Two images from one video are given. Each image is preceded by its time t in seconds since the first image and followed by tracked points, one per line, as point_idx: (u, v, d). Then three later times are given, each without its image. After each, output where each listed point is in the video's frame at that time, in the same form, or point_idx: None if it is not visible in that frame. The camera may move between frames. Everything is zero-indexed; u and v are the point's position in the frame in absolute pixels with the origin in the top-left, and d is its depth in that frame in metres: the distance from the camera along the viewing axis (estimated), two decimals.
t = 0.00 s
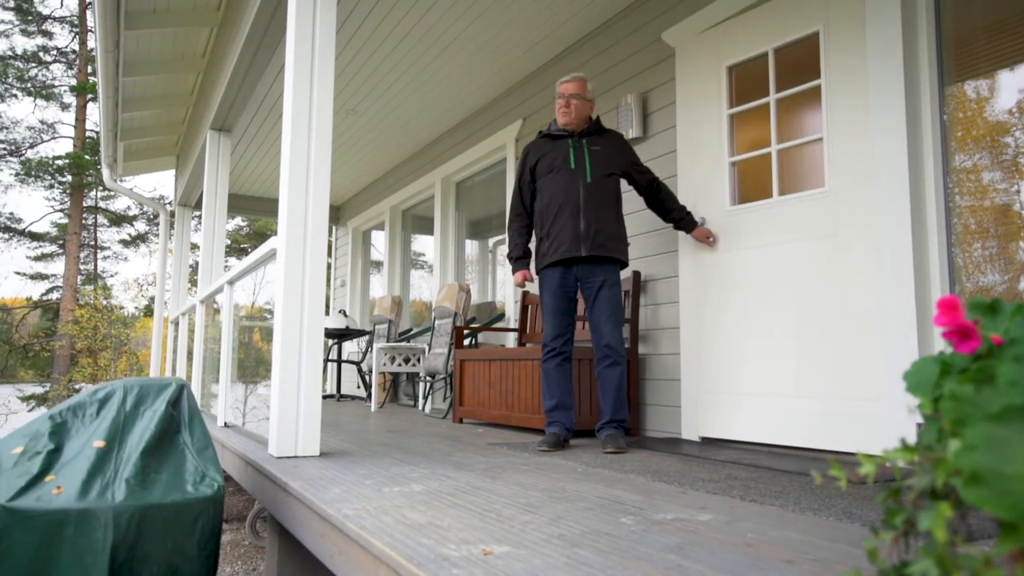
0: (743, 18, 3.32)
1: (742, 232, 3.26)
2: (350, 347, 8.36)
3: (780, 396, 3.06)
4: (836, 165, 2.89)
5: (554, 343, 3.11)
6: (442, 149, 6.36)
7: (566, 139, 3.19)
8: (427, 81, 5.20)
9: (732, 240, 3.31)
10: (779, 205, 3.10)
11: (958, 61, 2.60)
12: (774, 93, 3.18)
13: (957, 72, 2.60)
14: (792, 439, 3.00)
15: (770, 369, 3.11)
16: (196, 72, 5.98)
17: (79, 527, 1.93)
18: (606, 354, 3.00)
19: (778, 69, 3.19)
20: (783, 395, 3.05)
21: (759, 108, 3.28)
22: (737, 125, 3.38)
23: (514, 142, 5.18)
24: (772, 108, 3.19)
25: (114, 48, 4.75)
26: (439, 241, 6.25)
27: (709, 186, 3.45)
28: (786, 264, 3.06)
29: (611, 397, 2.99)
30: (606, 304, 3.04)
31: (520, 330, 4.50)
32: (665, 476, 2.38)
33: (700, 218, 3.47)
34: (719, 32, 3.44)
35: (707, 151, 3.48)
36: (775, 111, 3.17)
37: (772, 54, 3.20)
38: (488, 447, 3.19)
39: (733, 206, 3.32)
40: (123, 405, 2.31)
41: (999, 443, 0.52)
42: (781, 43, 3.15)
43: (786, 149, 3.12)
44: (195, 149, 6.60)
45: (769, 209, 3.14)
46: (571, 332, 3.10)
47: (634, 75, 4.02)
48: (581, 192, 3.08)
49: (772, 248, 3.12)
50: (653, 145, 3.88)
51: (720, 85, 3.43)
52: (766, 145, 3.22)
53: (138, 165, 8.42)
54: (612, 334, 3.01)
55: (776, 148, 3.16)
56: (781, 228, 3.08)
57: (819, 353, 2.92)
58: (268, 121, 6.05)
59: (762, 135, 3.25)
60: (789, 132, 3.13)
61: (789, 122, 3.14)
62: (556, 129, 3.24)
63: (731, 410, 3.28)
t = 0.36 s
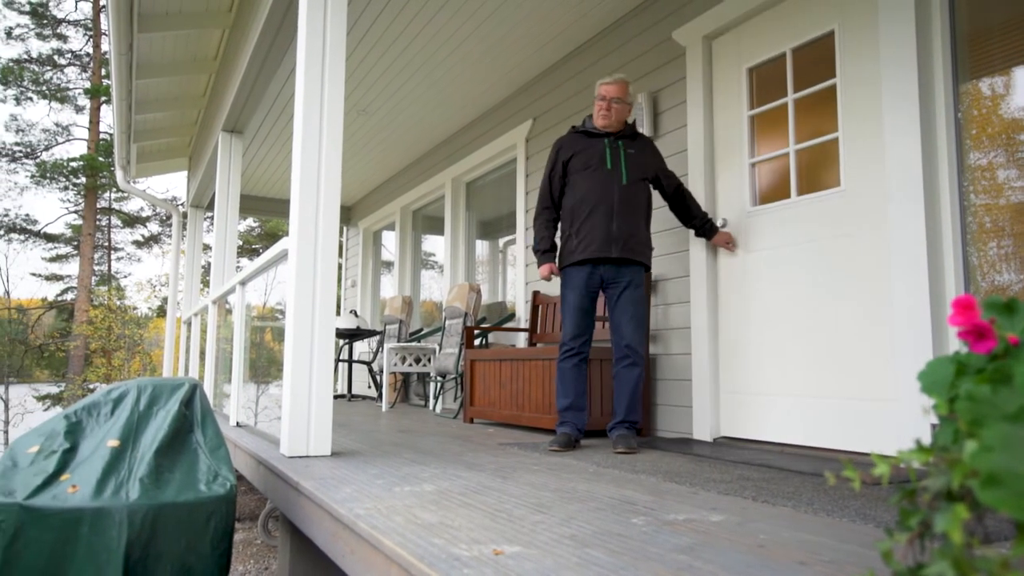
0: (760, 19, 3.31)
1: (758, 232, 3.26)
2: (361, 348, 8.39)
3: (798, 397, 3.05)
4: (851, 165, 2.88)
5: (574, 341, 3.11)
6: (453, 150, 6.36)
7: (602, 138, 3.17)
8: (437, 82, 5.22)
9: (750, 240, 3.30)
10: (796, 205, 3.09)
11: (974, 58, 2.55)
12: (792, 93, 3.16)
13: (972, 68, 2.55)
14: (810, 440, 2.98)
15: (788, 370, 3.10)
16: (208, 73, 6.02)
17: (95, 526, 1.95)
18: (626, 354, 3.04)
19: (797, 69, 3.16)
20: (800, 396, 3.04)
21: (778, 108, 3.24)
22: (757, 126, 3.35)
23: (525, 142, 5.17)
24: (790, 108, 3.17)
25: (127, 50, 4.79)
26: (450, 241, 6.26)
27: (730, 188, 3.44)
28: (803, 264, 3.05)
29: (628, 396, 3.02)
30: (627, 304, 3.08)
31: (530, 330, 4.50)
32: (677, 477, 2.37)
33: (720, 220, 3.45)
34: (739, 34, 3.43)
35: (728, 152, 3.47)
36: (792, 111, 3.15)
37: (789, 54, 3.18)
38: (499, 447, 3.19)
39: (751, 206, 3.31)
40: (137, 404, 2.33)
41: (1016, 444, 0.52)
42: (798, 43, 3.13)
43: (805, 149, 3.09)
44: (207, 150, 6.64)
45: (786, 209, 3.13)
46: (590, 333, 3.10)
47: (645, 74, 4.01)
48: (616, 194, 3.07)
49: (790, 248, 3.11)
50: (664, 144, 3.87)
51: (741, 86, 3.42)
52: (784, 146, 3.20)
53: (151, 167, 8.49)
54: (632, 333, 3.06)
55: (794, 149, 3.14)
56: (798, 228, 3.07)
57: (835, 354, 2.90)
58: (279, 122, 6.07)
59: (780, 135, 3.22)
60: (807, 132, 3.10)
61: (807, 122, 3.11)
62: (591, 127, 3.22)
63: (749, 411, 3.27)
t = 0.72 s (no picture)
0: (773, 19, 3.30)
1: (772, 231, 3.24)
2: (371, 348, 8.42)
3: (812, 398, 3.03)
4: (865, 164, 2.86)
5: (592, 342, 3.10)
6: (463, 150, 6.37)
7: (631, 140, 3.15)
8: (447, 82, 5.23)
9: (763, 240, 3.29)
10: (811, 204, 3.07)
11: (988, 55, 2.51)
12: (806, 92, 3.14)
13: (987, 64, 2.53)
14: (825, 440, 2.96)
15: (802, 370, 3.08)
16: (220, 75, 6.05)
17: (108, 524, 1.97)
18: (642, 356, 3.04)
19: (811, 68, 3.14)
20: (815, 396, 3.02)
21: (792, 107, 3.23)
22: (771, 125, 3.33)
23: (534, 142, 5.16)
24: (804, 107, 3.15)
25: (140, 53, 4.83)
26: (460, 241, 6.27)
27: (745, 188, 3.42)
28: (817, 263, 3.03)
29: (640, 396, 3.03)
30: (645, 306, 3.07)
31: (540, 330, 4.50)
32: (688, 477, 2.36)
33: (735, 220, 3.44)
34: (753, 33, 3.42)
35: (743, 151, 3.45)
36: (807, 111, 3.13)
37: (803, 53, 3.16)
38: (509, 446, 3.19)
39: (766, 206, 3.30)
40: (150, 404, 2.34)
41: None
42: (812, 42, 3.12)
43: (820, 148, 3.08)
44: (218, 151, 6.68)
45: (800, 209, 3.12)
46: (607, 334, 3.08)
47: (655, 73, 4.00)
48: (647, 198, 3.06)
49: (804, 247, 3.09)
50: (675, 144, 3.86)
51: (755, 86, 3.41)
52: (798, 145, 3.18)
53: (164, 168, 8.56)
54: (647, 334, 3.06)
55: (809, 148, 3.12)
56: (812, 227, 3.06)
57: (850, 354, 2.88)
58: (290, 123, 6.10)
59: (794, 135, 3.20)
60: (821, 131, 3.08)
61: (822, 120, 3.08)
62: (616, 128, 3.18)
63: (763, 412, 3.25)
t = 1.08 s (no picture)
0: (784, 17, 3.28)
1: (784, 231, 3.23)
2: (381, 348, 8.44)
3: (825, 398, 3.01)
4: (879, 163, 2.84)
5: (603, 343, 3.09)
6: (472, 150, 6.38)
7: (649, 139, 3.14)
8: (456, 83, 5.24)
9: (775, 239, 3.28)
10: (822, 203, 3.05)
11: (1003, 52, 2.48)
12: (817, 91, 3.13)
13: (1000, 61, 2.50)
14: (837, 441, 2.94)
15: (814, 371, 3.06)
16: (231, 77, 6.09)
17: (122, 522, 1.98)
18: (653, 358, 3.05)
19: (823, 67, 3.12)
20: (827, 397, 3.00)
21: (803, 106, 3.21)
22: (782, 124, 3.32)
23: (544, 141, 5.16)
24: (816, 106, 3.14)
25: (153, 55, 4.86)
26: (469, 241, 6.28)
27: (757, 186, 3.41)
28: (828, 263, 3.02)
29: (651, 397, 3.03)
30: (656, 307, 3.07)
31: (550, 330, 4.50)
32: (699, 477, 2.35)
33: (747, 219, 3.43)
34: (764, 32, 3.40)
35: (754, 150, 3.44)
36: (819, 109, 3.12)
37: (815, 51, 3.14)
38: (520, 447, 3.19)
39: (779, 205, 3.28)
40: (163, 404, 2.36)
41: None
42: (823, 39, 3.10)
43: (832, 146, 3.06)
44: (230, 152, 6.72)
45: (813, 208, 3.10)
46: (619, 335, 3.07)
47: (665, 72, 3.99)
48: (665, 199, 3.07)
49: (815, 247, 3.08)
50: (684, 142, 3.85)
51: (767, 84, 3.39)
52: (809, 143, 3.17)
53: (175, 170, 8.61)
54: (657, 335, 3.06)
55: (821, 147, 3.10)
56: (824, 228, 3.04)
57: (863, 353, 2.86)
58: (300, 124, 6.12)
59: (806, 134, 3.19)
60: (833, 129, 3.07)
61: (834, 119, 3.07)
62: (635, 125, 3.17)
63: (775, 411, 3.23)
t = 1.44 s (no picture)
0: (794, 15, 3.27)
1: (795, 230, 3.21)
2: (391, 348, 8.46)
3: (837, 398, 2.99)
4: (891, 161, 2.82)
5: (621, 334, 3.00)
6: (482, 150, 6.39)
7: (658, 135, 3.09)
8: (466, 83, 5.25)
9: (786, 238, 3.26)
10: (834, 202, 3.04)
11: (1017, 49, 2.46)
12: (829, 89, 3.11)
13: (1014, 58, 2.48)
14: (849, 441, 2.93)
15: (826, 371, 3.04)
16: (241, 79, 6.12)
17: (135, 521, 1.99)
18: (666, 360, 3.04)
19: (834, 65, 3.11)
20: (839, 397, 2.98)
21: (814, 105, 3.19)
22: (793, 124, 3.30)
23: (553, 141, 5.16)
24: (827, 104, 3.12)
25: (164, 57, 4.90)
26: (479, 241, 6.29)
27: (767, 185, 3.39)
28: (840, 262, 3.00)
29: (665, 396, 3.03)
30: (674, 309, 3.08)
31: (560, 329, 4.49)
32: (710, 478, 2.35)
33: (758, 219, 3.40)
34: (774, 31, 3.39)
35: (764, 151, 3.42)
36: (830, 107, 3.10)
37: (826, 50, 3.12)
38: (530, 447, 3.19)
39: (789, 205, 3.26)
40: (176, 403, 2.37)
41: None
42: (834, 37, 3.08)
43: (843, 145, 3.05)
44: (241, 154, 6.76)
45: (824, 207, 3.08)
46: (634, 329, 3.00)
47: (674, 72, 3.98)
48: (670, 196, 3.02)
49: (827, 247, 3.06)
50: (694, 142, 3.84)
51: (777, 83, 3.38)
52: (821, 142, 3.15)
53: (187, 171, 8.67)
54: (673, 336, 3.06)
55: (832, 146, 3.09)
56: (836, 227, 3.02)
57: (875, 352, 2.84)
58: (310, 125, 6.15)
59: (817, 132, 3.17)
60: (845, 127, 3.05)
61: (846, 117, 3.05)
62: (644, 122, 3.14)
63: (788, 412, 3.21)
